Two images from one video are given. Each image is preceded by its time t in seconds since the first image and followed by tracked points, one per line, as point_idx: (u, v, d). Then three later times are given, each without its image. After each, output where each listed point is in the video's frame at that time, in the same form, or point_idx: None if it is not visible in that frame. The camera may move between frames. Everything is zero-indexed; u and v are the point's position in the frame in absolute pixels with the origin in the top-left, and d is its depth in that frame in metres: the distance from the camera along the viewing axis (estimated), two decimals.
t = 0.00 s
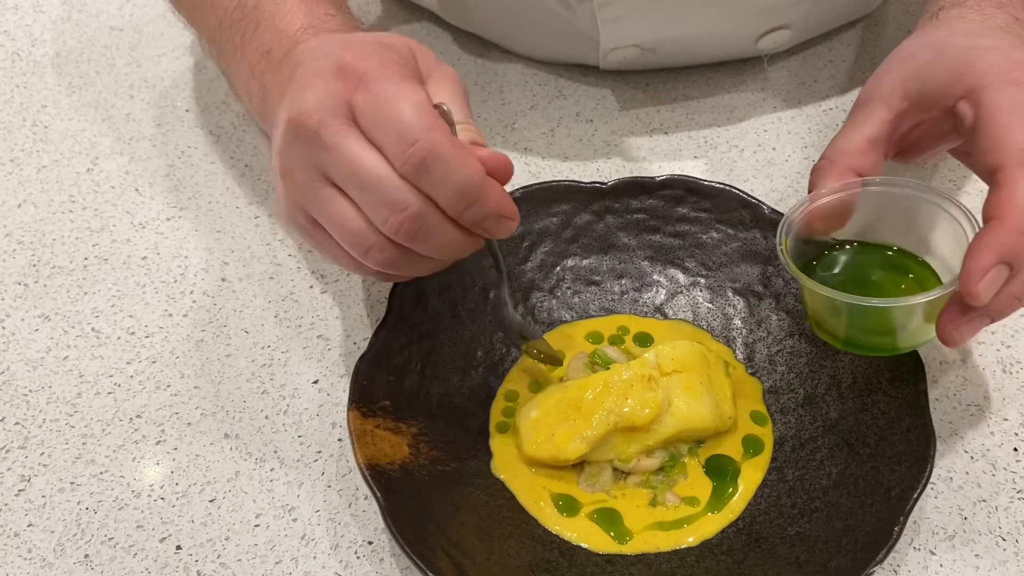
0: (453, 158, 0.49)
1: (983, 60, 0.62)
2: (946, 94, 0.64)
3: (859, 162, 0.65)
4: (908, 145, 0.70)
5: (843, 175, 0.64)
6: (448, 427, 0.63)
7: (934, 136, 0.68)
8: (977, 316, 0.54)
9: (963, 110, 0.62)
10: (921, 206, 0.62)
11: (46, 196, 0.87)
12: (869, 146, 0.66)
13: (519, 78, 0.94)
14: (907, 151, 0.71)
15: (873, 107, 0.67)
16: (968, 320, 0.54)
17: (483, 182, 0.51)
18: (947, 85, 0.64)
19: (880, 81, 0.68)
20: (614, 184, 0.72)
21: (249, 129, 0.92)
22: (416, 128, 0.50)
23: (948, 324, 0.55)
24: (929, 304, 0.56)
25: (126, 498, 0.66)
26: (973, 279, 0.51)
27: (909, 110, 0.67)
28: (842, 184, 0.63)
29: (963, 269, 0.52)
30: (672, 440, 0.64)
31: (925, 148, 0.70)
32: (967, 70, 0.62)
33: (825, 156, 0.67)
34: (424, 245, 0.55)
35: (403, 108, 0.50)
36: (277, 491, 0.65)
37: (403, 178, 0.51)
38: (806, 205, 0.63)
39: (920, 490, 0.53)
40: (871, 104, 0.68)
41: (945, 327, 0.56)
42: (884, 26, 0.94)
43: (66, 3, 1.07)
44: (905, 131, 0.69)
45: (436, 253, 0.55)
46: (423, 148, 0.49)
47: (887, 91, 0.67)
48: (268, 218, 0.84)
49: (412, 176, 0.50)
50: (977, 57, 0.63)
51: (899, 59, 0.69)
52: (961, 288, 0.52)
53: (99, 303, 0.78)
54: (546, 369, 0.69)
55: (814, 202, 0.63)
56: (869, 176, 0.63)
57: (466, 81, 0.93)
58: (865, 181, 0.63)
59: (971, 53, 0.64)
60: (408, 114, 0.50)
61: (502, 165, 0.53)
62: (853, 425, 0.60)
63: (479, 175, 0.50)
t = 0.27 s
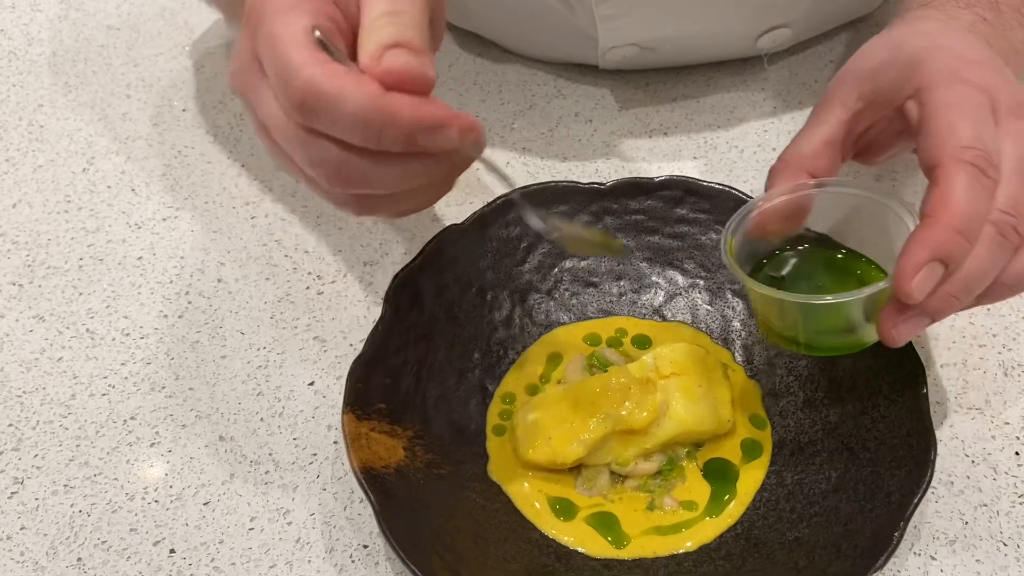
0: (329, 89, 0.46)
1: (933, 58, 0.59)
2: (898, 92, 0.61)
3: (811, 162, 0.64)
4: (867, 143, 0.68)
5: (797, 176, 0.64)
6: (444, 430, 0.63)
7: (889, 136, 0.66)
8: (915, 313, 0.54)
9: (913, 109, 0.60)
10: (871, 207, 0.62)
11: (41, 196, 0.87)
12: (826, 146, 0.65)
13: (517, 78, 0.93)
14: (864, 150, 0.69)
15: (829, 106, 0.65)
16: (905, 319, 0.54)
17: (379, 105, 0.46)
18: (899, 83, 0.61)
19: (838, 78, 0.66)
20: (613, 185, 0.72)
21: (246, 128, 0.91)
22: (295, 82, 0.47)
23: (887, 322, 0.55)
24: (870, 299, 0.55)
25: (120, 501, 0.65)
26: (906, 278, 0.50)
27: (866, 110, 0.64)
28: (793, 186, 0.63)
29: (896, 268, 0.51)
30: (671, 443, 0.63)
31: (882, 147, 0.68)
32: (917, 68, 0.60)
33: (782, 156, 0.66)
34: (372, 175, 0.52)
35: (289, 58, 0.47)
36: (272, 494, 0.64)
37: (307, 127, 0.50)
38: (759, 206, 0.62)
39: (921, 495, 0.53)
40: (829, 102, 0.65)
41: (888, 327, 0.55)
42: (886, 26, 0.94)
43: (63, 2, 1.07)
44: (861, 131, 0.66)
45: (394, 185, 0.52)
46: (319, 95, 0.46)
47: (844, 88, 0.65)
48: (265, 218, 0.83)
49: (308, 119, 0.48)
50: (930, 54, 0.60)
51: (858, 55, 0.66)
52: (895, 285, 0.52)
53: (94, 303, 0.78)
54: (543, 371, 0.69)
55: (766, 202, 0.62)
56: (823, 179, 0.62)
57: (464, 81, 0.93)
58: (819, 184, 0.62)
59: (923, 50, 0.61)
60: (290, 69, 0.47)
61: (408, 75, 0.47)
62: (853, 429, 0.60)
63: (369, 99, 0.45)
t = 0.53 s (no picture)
0: (614, 31, 0.43)
1: (887, 38, 0.62)
2: (855, 69, 0.63)
3: (773, 146, 0.65)
4: (829, 132, 0.68)
5: (756, 159, 0.65)
6: (441, 435, 0.62)
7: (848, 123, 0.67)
8: (855, 278, 0.52)
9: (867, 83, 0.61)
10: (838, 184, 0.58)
11: (39, 198, 0.86)
12: (787, 132, 0.66)
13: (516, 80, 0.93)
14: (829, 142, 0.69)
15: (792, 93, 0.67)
16: (847, 282, 0.52)
17: (656, 46, 0.43)
18: (857, 62, 0.63)
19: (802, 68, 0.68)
20: (611, 188, 0.71)
21: (244, 130, 0.91)
22: None
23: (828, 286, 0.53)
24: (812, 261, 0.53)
25: (116, 505, 0.65)
26: (837, 235, 0.49)
27: (826, 93, 0.65)
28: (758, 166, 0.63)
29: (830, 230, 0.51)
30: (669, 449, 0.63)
31: (844, 138, 0.68)
32: (869, 46, 0.62)
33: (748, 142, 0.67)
34: (619, 139, 0.48)
35: None
36: (268, 499, 0.64)
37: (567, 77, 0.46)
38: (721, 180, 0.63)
39: (920, 502, 0.52)
40: (791, 90, 0.67)
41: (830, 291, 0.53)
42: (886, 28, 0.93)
43: (61, 3, 1.06)
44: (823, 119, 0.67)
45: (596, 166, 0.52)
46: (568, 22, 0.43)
47: (806, 76, 0.67)
48: (262, 220, 0.83)
49: (582, 61, 0.44)
50: (881, 33, 0.63)
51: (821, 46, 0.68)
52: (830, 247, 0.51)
53: (91, 306, 0.77)
54: (541, 377, 0.68)
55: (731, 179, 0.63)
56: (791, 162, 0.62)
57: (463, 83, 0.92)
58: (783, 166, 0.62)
59: (874, 31, 0.63)
60: None
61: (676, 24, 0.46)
62: (852, 435, 0.59)
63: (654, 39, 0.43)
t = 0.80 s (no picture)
0: (543, 218, 0.49)
1: (885, 39, 0.61)
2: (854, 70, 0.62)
3: (770, 149, 0.65)
4: (829, 133, 0.68)
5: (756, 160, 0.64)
6: (441, 439, 0.62)
7: (848, 122, 0.67)
8: (860, 280, 0.53)
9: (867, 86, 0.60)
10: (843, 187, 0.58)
11: (38, 200, 0.86)
12: (787, 134, 0.65)
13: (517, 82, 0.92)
14: (828, 140, 0.69)
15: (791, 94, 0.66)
16: (852, 286, 0.53)
17: (585, 219, 0.49)
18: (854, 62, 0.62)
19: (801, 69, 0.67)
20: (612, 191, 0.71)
21: (244, 131, 0.91)
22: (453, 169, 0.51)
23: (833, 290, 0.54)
24: (819, 264, 0.53)
25: (114, 509, 0.64)
26: (845, 238, 0.50)
27: (824, 96, 0.65)
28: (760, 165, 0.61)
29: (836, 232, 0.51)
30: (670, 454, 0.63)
31: (848, 137, 0.68)
32: (870, 48, 0.61)
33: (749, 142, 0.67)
34: (574, 263, 0.57)
35: (473, 150, 0.49)
36: (267, 503, 0.64)
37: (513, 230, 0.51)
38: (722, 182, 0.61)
39: (922, 508, 0.52)
40: (790, 92, 0.66)
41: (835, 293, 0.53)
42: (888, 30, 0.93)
43: (61, 3, 1.06)
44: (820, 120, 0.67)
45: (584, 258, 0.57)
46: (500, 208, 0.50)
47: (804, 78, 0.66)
48: (262, 222, 0.83)
49: (515, 238, 0.52)
50: (884, 34, 0.61)
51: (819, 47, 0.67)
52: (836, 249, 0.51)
53: (90, 308, 0.77)
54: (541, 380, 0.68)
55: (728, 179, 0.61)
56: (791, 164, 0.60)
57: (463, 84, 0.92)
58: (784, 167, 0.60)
59: (876, 32, 0.62)
60: (479, 164, 0.49)
61: (613, 180, 0.48)
62: (854, 439, 0.59)
63: (578, 217, 0.49)
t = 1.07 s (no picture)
0: (440, 213, 0.51)
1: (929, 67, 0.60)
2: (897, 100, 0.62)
3: (813, 179, 0.65)
4: (870, 157, 0.69)
5: (796, 193, 0.65)
6: (444, 441, 0.62)
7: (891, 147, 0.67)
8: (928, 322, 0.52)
9: (912, 117, 0.60)
10: (886, 220, 0.58)
11: (40, 200, 0.86)
12: (828, 164, 0.66)
13: (520, 83, 0.92)
14: (869, 162, 0.70)
15: (831, 123, 0.66)
16: (920, 327, 0.52)
17: (485, 212, 0.50)
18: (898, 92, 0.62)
19: (839, 95, 0.67)
20: (614, 192, 0.70)
21: (246, 131, 0.91)
22: (365, 168, 0.54)
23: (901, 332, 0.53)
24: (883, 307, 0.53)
25: (116, 510, 0.64)
26: (913, 283, 0.50)
27: (865, 123, 0.65)
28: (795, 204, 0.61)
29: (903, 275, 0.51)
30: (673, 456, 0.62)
31: (888, 160, 0.69)
32: (912, 76, 0.61)
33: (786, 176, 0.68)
34: (503, 262, 0.58)
35: (381, 149, 0.53)
36: (269, 505, 0.64)
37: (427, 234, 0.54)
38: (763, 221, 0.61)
39: (926, 512, 0.52)
40: (829, 120, 0.67)
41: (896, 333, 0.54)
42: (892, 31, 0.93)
43: (63, 3, 1.06)
44: (862, 146, 0.67)
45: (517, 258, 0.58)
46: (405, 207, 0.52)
47: (844, 105, 0.66)
48: (264, 223, 0.82)
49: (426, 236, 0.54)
50: (926, 61, 0.61)
51: (856, 72, 0.67)
52: (903, 293, 0.51)
53: (92, 309, 0.77)
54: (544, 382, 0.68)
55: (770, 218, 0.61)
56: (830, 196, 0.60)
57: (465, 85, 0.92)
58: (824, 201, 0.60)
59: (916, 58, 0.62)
60: (385, 162, 0.52)
61: (515, 171, 0.49)
62: (858, 443, 0.59)
63: (476, 212, 0.50)
